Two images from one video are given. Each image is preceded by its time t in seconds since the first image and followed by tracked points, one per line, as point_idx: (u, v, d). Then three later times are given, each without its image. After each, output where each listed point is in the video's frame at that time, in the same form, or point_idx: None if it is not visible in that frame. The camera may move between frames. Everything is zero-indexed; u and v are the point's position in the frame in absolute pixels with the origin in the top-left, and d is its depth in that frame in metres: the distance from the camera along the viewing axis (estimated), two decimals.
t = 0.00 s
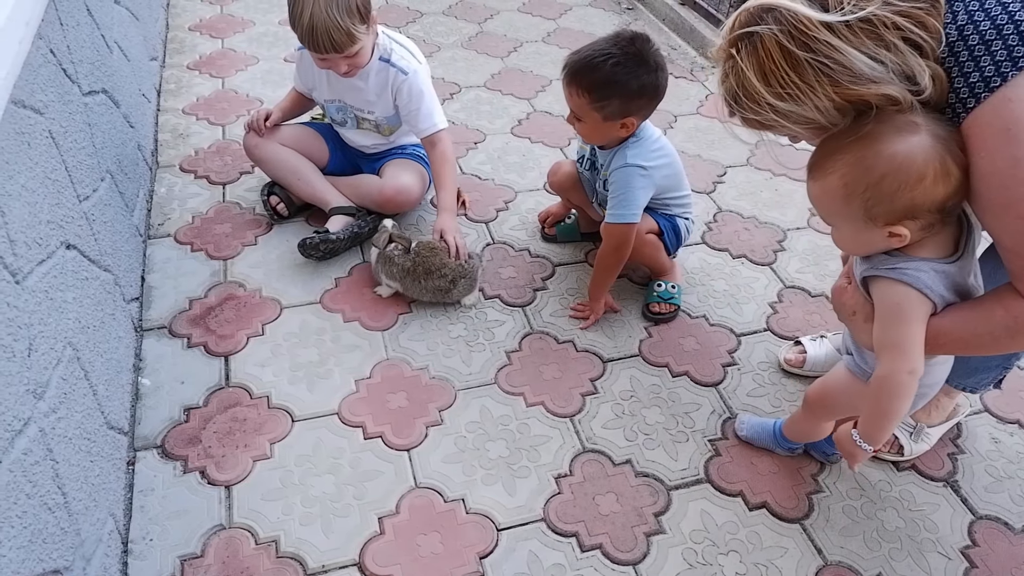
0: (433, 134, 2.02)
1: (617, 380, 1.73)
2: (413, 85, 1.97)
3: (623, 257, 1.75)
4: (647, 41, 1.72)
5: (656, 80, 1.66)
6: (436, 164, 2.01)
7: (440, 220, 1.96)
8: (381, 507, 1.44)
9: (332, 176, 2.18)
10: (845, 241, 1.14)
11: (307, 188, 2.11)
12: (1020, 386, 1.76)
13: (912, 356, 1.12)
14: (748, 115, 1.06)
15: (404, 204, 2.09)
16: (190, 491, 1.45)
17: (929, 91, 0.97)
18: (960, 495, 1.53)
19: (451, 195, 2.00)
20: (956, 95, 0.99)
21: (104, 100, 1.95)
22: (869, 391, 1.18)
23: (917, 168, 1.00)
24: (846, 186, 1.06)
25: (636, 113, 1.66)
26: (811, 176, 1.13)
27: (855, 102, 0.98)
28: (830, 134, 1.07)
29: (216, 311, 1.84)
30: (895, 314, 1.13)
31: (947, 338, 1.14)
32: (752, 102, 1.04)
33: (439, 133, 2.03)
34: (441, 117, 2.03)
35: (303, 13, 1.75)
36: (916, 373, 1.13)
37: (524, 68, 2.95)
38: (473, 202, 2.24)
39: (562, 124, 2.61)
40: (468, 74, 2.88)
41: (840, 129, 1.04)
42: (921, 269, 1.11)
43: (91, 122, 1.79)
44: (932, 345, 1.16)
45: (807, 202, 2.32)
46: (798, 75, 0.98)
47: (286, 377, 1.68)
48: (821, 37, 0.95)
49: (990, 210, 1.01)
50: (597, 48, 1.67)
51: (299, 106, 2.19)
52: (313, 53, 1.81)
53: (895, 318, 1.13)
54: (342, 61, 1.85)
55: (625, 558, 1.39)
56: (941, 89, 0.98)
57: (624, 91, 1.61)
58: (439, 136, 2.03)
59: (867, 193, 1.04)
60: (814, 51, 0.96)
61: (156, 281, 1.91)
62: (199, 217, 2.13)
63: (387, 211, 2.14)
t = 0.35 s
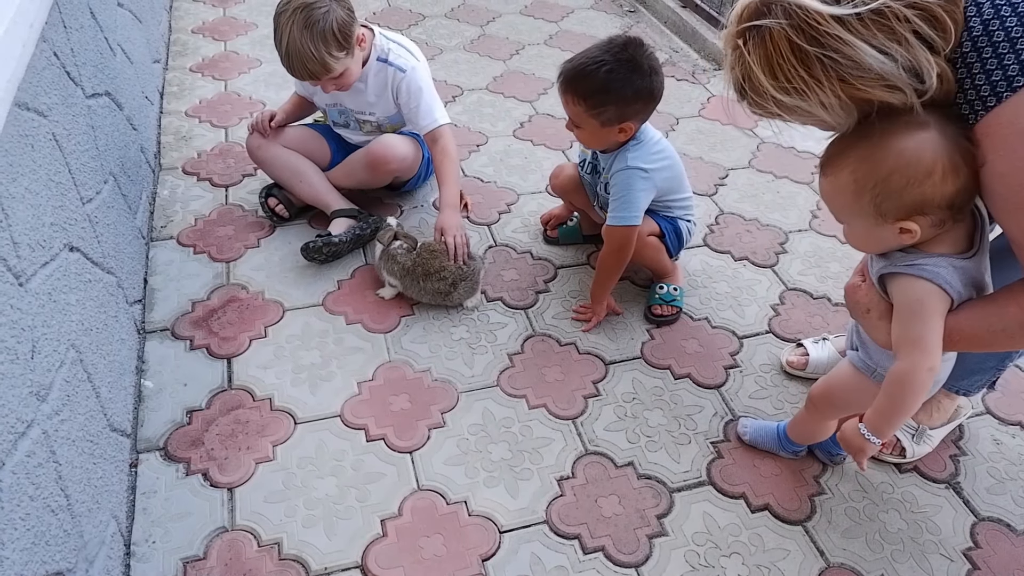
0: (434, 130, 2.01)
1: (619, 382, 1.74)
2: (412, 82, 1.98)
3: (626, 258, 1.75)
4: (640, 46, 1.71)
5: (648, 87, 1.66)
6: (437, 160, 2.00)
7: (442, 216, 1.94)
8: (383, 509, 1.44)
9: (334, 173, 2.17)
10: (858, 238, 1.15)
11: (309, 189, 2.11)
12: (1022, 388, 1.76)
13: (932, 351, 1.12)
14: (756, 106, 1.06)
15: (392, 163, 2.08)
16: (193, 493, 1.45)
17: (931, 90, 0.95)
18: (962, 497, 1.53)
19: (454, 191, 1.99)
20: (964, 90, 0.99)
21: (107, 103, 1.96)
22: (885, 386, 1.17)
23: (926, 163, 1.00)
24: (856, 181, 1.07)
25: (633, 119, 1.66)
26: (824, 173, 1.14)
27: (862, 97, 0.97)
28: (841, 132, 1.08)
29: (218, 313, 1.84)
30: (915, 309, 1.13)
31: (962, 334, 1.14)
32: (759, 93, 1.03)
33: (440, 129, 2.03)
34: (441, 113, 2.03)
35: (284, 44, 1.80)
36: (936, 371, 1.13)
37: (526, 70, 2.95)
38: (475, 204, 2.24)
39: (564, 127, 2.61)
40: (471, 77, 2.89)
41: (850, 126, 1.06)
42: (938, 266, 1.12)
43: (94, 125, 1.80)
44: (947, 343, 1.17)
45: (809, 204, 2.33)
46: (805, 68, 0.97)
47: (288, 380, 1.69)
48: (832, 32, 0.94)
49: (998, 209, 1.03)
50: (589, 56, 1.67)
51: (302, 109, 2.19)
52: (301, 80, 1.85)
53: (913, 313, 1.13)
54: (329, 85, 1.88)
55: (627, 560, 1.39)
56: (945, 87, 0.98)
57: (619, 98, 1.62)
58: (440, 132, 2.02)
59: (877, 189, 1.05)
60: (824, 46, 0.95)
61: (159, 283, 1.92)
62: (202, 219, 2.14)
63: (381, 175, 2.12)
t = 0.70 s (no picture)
0: (430, 118, 2.02)
1: (621, 386, 1.74)
2: (413, 69, 2.00)
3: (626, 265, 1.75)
4: (637, 53, 1.71)
5: (650, 91, 1.66)
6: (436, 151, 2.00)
7: (439, 204, 1.93)
8: (383, 512, 1.44)
9: (334, 171, 2.17)
10: (851, 213, 1.20)
11: (308, 190, 2.11)
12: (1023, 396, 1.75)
13: (931, 335, 1.13)
14: (751, 83, 1.02)
15: (392, 150, 2.07)
16: (193, 495, 1.45)
17: (919, 90, 0.93)
18: (963, 504, 1.53)
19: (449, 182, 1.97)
20: (962, 86, 0.97)
21: (110, 104, 1.96)
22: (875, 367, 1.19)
23: (913, 131, 1.06)
24: (849, 149, 1.14)
25: (634, 126, 1.67)
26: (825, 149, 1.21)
27: (859, 89, 0.93)
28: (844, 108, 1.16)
29: (220, 315, 1.84)
30: (916, 293, 1.15)
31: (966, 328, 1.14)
32: (758, 71, 0.99)
33: (437, 117, 2.03)
34: (438, 101, 2.04)
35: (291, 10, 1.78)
36: (932, 356, 1.14)
37: (529, 74, 2.96)
38: (478, 208, 2.25)
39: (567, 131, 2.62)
40: (474, 80, 2.89)
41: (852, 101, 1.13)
42: (941, 254, 1.13)
43: (98, 126, 1.80)
44: (950, 336, 1.17)
45: (811, 209, 2.33)
46: (806, 50, 0.94)
47: (289, 382, 1.69)
48: (840, 15, 0.90)
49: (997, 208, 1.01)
50: (587, 64, 1.68)
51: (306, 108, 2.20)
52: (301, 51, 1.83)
53: (912, 297, 1.15)
54: (331, 60, 1.87)
55: (627, 565, 1.38)
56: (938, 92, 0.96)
57: (617, 106, 1.62)
58: (437, 119, 2.03)
59: (866, 154, 1.11)
60: (829, 29, 0.91)
61: (161, 284, 1.92)
62: (204, 220, 2.14)
63: (383, 167, 2.12)
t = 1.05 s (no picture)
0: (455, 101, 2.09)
1: (623, 390, 1.73)
2: (421, 61, 2.03)
3: (628, 266, 1.75)
4: (637, 58, 1.72)
5: (653, 97, 1.67)
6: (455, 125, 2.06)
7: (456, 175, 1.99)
8: (385, 514, 1.44)
9: (328, 172, 2.18)
10: (842, 195, 1.22)
11: (294, 184, 2.11)
12: None
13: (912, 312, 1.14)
14: (748, 34, 0.97)
15: (389, 152, 2.07)
16: (194, 496, 1.45)
17: (914, 60, 0.94)
18: (965, 510, 1.53)
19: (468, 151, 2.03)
20: (952, 58, 0.96)
21: (114, 104, 1.96)
22: (850, 321, 1.19)
23: (906, 109, 1.09)
24: (845, 127, 1.17)
25: (637, 131, 1.66)
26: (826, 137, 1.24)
27: (859, 54, 0.92)
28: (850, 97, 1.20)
29: (222, 315, 1.84)
30: (907, 272, 1.16)
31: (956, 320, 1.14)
32: (760, 21, 0.94)
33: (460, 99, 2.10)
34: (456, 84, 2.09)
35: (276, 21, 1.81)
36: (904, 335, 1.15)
37: (532, 77, 2.96)
38: (480, 210, 2.25)
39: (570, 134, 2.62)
40: (477, 82, 2.90)
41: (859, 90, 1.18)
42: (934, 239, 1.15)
43: (100, 126, 1.80)
44: (944, 330, 1.16)
45: (814, 213, 2.33)
46: (813, 2, 0.91)
47: (291, 383, 1.69)
48: None
49: (987, 187, 1.00)
50: (587, 71, 1.68)
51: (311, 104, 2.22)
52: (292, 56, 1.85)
53: (900, 269, 1.17)
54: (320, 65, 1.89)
55: (628, 569, 1.38)
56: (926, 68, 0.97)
57: (620, 111, 1.62)
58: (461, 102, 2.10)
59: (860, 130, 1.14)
60: None
61: (164, 285, 1.92)
62: (207, 221, 2.14)
63: (377, 167, 2.12)
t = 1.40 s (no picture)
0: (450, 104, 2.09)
1: (626, 388, 1.73)
2: (421, 62, 2.03)
3: (631, 265, 1.75)
4: (639, 57, 1.72)
5: (655, 96, 1.67)
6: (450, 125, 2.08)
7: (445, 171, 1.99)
8: (389, 514, 1.44)
9: (338, 176, 2.17)
10: (822, 176, 1.21)
11: (309, 188, 2.11)
12: None
13: (873, 274, 1.17)
14: None
15: (401, 175, 2.10)
16: (199, 497, 1.45)
17: (926, 20, 0.95)
18: (970, 507, 1.52)
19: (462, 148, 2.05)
20: (962, 22, 0.95)
21: (115, 106, 1.96)
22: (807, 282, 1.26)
23: (893, 94, 1.12)
24: (831, 108, 1.16)
25: (640, 130, 1.67)
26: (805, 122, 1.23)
27: (869, 12, 0.93)
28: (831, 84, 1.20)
29: (225, 317, 1.85)
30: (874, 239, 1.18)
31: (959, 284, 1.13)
32: None
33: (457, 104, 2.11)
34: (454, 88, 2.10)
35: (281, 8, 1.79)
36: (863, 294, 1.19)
37: (533, 76, 2.96)
38: (482, 209, 2.25)
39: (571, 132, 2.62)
40: (478, 82, 2.89)
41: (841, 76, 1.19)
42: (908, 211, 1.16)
43: (103, 129, 1.81)
44: (946, 299, 1.16)
45: (816, 211, 2.32)
46: None
47: (294, 384, 1.69)
48: None
49: (992, 152, 0.99)
50: (590, 71, 1.67)
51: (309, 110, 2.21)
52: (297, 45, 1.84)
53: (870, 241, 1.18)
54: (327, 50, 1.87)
55: (633, 567, 1.38)
56: (936, 31, 0.97)
57: (624, 111, 1.62)
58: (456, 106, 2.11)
59: (846, 109, 1.13)
60: None
61: (167, 286, 1.93)
62: (209, 223, 2.15)
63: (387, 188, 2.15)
